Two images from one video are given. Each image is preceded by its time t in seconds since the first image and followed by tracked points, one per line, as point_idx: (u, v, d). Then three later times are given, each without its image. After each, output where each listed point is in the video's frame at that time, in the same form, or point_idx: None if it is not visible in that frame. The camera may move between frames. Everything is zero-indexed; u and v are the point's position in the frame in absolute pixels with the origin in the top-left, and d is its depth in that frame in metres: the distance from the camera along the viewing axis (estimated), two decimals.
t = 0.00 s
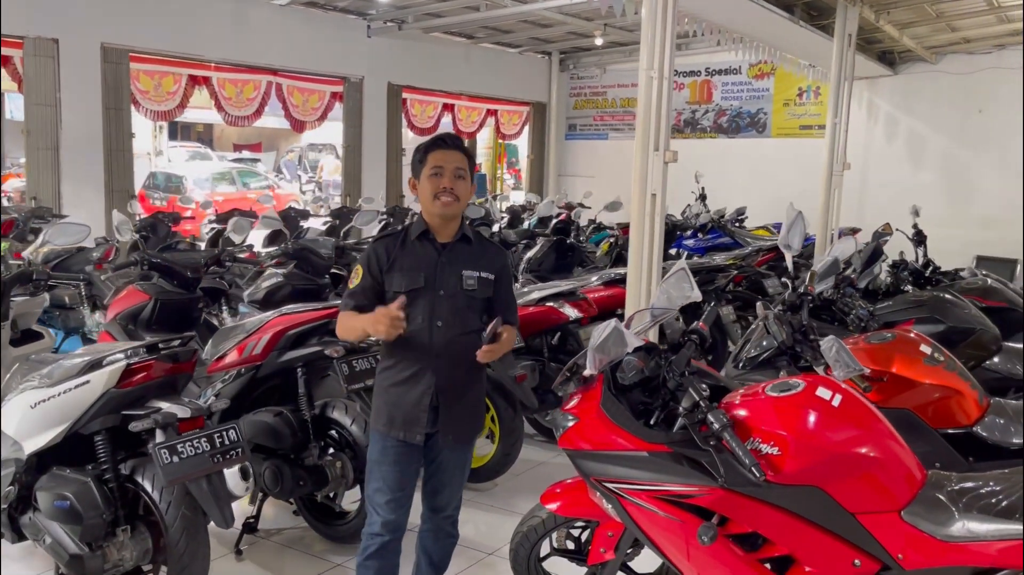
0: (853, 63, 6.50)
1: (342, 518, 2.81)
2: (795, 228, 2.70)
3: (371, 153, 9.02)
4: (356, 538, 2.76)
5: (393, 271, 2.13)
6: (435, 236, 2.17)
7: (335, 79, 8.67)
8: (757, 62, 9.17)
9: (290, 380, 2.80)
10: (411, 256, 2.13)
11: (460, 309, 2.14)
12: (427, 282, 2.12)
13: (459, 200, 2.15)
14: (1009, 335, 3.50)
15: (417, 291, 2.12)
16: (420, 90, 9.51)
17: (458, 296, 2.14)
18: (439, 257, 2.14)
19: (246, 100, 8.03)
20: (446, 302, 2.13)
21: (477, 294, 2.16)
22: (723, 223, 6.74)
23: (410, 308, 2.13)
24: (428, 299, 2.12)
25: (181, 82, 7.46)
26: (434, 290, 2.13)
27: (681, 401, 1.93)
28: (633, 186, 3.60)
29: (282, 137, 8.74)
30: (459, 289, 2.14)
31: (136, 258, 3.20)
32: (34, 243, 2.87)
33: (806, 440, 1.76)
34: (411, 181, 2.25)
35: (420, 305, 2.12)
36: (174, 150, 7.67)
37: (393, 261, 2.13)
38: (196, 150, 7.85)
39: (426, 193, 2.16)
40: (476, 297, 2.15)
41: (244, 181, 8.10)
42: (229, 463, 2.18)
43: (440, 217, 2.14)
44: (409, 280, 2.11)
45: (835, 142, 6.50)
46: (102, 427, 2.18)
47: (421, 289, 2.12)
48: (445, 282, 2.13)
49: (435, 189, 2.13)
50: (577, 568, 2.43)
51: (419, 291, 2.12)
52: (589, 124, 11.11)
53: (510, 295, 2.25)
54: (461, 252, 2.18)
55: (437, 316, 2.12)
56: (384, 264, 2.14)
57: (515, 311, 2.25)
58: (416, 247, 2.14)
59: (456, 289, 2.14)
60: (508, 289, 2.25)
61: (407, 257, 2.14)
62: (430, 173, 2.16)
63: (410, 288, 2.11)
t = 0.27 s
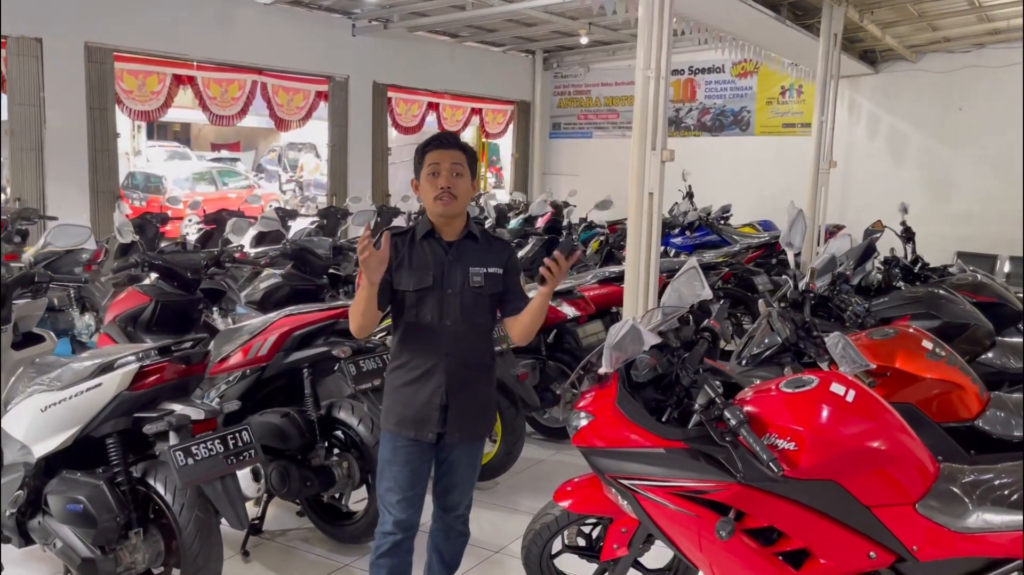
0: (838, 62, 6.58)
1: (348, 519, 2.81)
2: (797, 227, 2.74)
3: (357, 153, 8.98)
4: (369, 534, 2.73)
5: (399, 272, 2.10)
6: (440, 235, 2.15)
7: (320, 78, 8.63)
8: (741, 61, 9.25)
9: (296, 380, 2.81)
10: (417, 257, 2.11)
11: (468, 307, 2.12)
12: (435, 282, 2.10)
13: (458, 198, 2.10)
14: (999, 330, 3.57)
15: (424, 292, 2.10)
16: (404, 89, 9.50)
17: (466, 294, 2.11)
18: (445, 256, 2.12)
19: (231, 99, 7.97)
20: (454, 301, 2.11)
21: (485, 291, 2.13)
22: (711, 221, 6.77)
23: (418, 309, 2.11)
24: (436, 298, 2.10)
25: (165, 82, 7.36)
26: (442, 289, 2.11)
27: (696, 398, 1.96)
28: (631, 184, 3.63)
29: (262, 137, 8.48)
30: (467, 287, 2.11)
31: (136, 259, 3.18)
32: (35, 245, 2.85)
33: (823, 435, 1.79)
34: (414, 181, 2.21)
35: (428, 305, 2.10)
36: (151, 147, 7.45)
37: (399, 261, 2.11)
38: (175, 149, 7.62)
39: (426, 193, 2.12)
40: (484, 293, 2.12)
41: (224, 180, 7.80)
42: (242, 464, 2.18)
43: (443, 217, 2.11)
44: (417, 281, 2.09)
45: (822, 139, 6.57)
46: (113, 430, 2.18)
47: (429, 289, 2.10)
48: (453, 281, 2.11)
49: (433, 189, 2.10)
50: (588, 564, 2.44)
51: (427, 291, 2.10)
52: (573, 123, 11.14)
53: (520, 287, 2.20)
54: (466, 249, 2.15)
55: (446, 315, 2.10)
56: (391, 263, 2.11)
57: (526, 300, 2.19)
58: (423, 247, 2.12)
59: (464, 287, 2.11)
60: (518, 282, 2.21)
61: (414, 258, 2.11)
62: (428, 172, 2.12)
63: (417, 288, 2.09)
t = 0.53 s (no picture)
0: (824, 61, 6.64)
1: (353, 518, 2.81)
2: (796, 225, 2.80)
3: (343, 153, 8.96)
4: (374, 532, 2.73)
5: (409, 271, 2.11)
6: (449, 234, 2.16)
7: (305, 77, 8.60)
8: (725, 60, 9.31)
9: (300, 380, 2.83)
10: (426, 255, 2.12)
11: (478, 306, 2.13)
12: (445, 282, 2.11)
13: (464, 191, 2.12)
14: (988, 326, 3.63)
15: (434, 290, 2.11)
16: (390, 89, 9.48)
17: (476, 293, 2.13)
18: (455, 256, 2.14)
19: (216, 99, 7.91)
20: (464, 300, 2.13)
21: (494, 290, 2.15)
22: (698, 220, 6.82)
23: (428, 308, 2.12)
24: (446, 297, 2.12)
25: (149, 81, 7.30)
26: (452, 288, 2.13)
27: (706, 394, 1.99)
28: (627, 183, 3.66)
29: (241, 136, 8.40)
30: (477, 286, 2.13)
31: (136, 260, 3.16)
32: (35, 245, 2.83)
33: (833, 430, 1.82)
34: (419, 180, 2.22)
35: (438, 304, 2.11)
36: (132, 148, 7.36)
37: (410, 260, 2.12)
38: (155, 150, 7.55)
39: (433, 192, 2.13)
40: (493, 292, 2.14)
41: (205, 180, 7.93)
42: (252, 464, 2.18)
43: (450, 212, 2.12)
44: (427, 280, 2.10)
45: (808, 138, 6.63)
46: (123, 431, 2.17)
47: (439, 289, 2.11)
48: (462, 280, 2.13)
49: (438, 182, 2.11)
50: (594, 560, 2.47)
51: (437, 290, 2.11)
52: (558, 122, 11.17)
53: (528, 287, 2.23)
54: (475, 249, 2.17)
55: (456, 314, 2.12)
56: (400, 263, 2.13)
57: (536, 299, 2.23)
58: (432, 246, 2.13)
59: (474, 287, 2.13)
60: (525, 281, 2.24)
61: (424, 257, 2.13)
62: (432, 168, 2.13)
63: (427, 287, 2.10)
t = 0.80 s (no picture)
0: (809, 62, 6.71)
1: (352, 517, 2.81)
2: (789, 224, 2.83)
3: (329, 153, 8.94)
4: (373, 531, 2.74)
5: (414, 273, 2.14)
6: (454, 236, 2.18)
7: (291, 77, 8.56)
8: (709, 60, 9.37)
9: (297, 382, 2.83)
10: (432, 257, 2.15)
11: (481, 309, 2.15)
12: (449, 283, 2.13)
13: (471, 199, 2.14)
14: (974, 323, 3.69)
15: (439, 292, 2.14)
16: (375, 88, 9.47)
17: (479, 295, 2.15)
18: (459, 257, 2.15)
19: (201, 99, 7.85)
20: (468, 302, 2.14)
21: (498, 294, 2.16)
22: (685, 219, 6.87)
23: (432, 309, 2.14)
24: (450, 299, 2.14)
25: (134, 81, 7.25)
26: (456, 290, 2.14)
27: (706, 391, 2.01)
28: (619, 183, 3.69)
29: (222, 136, 8.29)
30: (481, 289, 2.15)
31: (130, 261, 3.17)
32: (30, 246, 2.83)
33: (833, 425, 1.85)
34: (427, 182, 2.24)
35: (442, 305, 2.13)
36: (111, 148, 7.24)
37: (415, 261, 2.15)
38: (135, 150, 7.47)
39: (439, 195, 2.16)
40: (497, 295, 2.16)
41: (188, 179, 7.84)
42: (255, 464, 2.19)
43: (456, 219, 2.14)
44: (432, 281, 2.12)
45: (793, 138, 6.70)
46: (125, 432, 2.17)
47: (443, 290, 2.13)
48: (467, 282, 2.15)
49: (445, 190, 2.13)
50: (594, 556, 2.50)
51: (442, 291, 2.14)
52: (543, 122, 11.20)
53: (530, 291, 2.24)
54: (479, 251, 2.18)
55: (460, 315, 2.13)
56: (406, 264, 2.15)
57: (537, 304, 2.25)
58: (437, 248, 2.15)
59: (477, 288, 2.15)
60: (528, 285, 2.24)
61: (428, 258, 2.15)
62: (440, 175, 2.15)
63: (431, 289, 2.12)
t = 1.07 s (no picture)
0: (793, 64, 6.78)
1: (350, 517, 2.82)
2: (780, 224, 2.89)
3: (315, 154, 8.93)
4: (372, 530, 2.75)
5: (417, 272, 2.17)
6: (460, 237, 2.21)
7: (276, 79, 8.54)
8: (693, 62, 9.43)
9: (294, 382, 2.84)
10: (436, 257, 2.18)
11: (484, 310, 2.18)
12: (453, 284, 2.16)
13: (479, 203, 2.17)
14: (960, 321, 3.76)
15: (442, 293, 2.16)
16: (361, 90, 9.46)
17: (483, 297, 2.18)
18: (464, 259, 2.18)
19: (186, 100, 7.82)
20: (471, 303, 2.17)
21: (501, 295, 2.19)
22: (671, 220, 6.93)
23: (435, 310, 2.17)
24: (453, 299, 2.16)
25: (119, 82, 7.20)
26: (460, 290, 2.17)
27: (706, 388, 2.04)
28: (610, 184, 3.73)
29: (204, 138, 8.23)
30: (484, 290, 2.18)
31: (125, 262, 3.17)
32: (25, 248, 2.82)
33: (830, 420, 1.88)
34: (437, 182, 2.27)
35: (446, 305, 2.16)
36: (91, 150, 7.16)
37: (421, 260, 2.18)
38: (116, 150, 7.38)
39: (448, 196, 2.19)
40: (500, 296, 2.18)
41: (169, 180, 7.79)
42: (257, 463, 2.21)
43: (462, 220, 2.17)
44: (435, 282, 2.15)
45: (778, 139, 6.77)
46: (127, 432, 2.19)
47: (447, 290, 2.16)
48: (471, 283, 2.17)
49: (455, 192, 2.16)
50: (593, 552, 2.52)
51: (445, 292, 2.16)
52: (529, 124, 11.24)
53: (529, 294, 2.27)
54: (484, 253, 2.21)
55: (463, 315, 2.16)
56: (411, 263, 2.18)
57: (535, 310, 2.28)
58: (442, 249, 2.18)
59: (481, 290, 2.18)
60: (528, 288, 2.26)
61: (434, 258, 2.18)
62: (451, 176, 2.18)
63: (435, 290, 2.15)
